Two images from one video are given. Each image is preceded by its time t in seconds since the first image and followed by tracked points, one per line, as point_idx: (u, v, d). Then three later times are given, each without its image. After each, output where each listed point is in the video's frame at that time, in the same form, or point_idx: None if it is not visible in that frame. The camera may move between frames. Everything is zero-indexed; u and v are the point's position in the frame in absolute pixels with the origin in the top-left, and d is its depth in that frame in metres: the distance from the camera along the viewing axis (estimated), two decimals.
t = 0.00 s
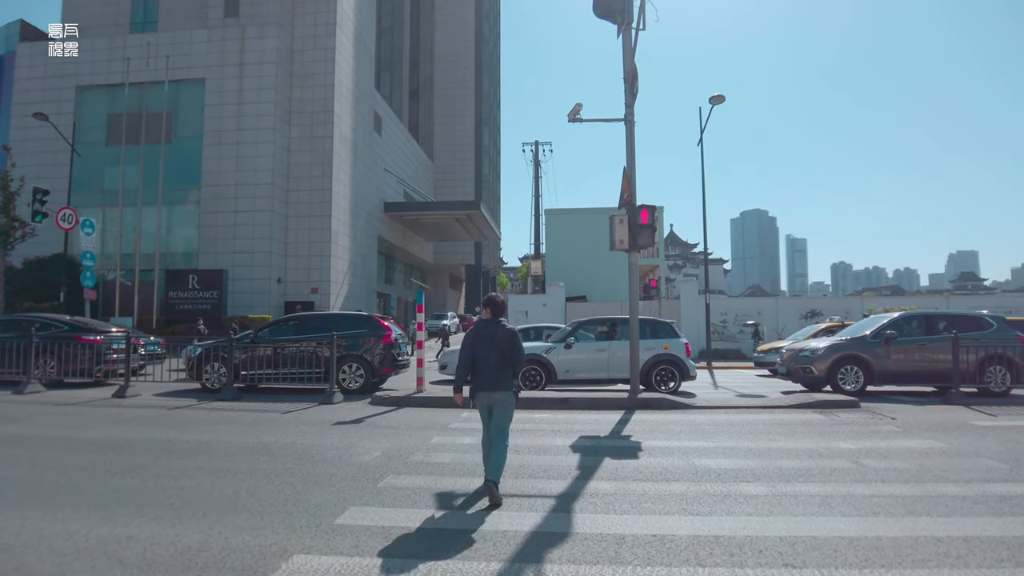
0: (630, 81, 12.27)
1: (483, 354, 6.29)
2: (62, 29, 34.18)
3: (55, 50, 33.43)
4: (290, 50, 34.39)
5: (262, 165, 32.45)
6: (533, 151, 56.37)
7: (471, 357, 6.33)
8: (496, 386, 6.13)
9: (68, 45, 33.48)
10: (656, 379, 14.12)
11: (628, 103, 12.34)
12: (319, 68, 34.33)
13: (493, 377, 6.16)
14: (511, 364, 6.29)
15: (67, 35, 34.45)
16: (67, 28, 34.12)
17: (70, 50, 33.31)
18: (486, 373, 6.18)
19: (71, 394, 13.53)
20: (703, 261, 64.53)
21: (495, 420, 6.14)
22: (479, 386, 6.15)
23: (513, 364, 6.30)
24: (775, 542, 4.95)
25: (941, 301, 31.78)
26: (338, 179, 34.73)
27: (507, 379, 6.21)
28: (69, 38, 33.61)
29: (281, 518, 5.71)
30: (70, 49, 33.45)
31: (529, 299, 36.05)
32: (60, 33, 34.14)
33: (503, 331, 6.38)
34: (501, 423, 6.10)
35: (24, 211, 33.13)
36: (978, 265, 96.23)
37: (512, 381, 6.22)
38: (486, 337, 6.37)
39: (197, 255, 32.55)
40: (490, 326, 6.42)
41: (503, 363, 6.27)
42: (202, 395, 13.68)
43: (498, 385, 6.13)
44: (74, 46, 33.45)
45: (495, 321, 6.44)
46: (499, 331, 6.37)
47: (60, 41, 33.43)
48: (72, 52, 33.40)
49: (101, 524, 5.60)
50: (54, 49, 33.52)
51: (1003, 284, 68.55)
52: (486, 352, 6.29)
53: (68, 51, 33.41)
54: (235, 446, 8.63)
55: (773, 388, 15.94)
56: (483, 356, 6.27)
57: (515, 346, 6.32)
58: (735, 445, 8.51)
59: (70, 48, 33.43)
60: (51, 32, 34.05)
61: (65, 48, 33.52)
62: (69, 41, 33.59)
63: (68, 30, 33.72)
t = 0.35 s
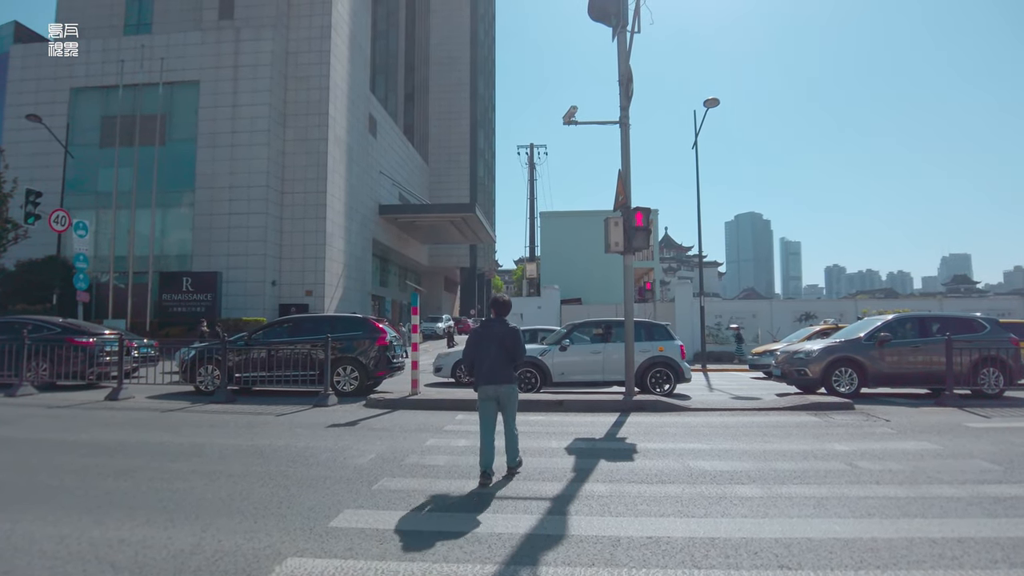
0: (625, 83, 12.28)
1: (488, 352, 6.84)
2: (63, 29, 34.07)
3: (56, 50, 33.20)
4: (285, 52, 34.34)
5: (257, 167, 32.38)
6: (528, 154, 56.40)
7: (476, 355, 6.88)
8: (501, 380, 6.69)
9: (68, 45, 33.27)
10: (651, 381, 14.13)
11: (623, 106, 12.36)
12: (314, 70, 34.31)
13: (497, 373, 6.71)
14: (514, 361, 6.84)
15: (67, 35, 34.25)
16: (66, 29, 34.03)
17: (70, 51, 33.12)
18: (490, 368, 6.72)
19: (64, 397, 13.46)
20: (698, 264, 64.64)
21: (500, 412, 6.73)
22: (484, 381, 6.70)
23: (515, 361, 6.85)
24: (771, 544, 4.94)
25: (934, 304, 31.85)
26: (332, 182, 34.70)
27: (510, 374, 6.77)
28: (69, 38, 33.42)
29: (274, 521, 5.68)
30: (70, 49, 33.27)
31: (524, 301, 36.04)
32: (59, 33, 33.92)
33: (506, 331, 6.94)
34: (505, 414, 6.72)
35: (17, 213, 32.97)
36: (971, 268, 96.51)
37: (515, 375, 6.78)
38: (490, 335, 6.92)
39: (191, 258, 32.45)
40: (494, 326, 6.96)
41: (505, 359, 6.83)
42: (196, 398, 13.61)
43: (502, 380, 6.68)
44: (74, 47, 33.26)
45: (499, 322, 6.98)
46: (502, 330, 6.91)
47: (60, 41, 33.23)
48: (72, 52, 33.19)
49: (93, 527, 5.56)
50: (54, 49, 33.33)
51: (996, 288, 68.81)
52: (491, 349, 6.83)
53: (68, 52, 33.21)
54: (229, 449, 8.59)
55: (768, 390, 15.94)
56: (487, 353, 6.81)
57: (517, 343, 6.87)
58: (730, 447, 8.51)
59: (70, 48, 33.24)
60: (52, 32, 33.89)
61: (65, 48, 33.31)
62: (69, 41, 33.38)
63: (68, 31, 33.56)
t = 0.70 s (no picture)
0: (620, 83, 12.30)
1: (500, 349, 7.34)
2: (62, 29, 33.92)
3: (55, 50, 33.03)
4: (279, 52, 34.28)
5: (251, 167, 32.30)
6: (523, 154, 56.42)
7: (489, 352, 7.39)
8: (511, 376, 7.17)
9: (68, 45, 33.13)
10: (646, 380, 14.14)
11: (618, 106, 12.38)
12: (308, 70, 34.26)
13: (507, 369, 7.19)
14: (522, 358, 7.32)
15: (66, 34, 34.01)
16: (66, 28, 33.90)
17: (70, 50, 32.96)
18: (501, 364, 7.22)
19: (56, 396, 13.39)
20: (692, 264, 64.76)
21: (508, 405, 7.18)
22: (495, 375, 7.17)
23: (524, 359, 7.33)
24: (765, 542, 4.96)
25: (927, 304, 31.98)
26: (327, 182, 34.67)
27: (520, 370, 7.24)
28: (69, 38, 33.24)
29: (269, 519, 5.67)
30: (70, 49, 33.12)
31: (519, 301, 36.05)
32: (59, 33, 33.73)
33: (518, 330, 7.44)
34: (513, 408, 7.17)
35: (10, 213, 32.80)
36: (964, 269, 96.92)
37: (524, 372, 7.26)
38: (502, 334, 7.42)
39: (185, 257, 32.34)
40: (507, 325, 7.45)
41: (516, 356, 7.33)
42: (190, 397, 13.56)
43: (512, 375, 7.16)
44: (74, 46, 33.09)
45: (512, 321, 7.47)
46: (515, 330, 7.41)
47: (60, 41, 33.07)
48: (72, 52, 33.05)
49: (87, 526, 5.55)
50: (54, 49, 33.14)
51: (989, 288, 69.18)
52: (503, 346, 7.32)
53: (68, 51, 33.06)
54: (223, 448, 8.58)
55: (762, 389, 15.94)
56: (499, 350, 7.31)
57: (527, 342, 7.37)
58: (724, 446, 8.53)
59: (70, 48, 33.07)
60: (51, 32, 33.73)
61: (65, 48, 33.16)
62: (69, 41, 33.21)
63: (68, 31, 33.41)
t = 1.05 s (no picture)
0: (615, 84, 12.32)
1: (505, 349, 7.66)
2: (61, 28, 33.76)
3: (55, 50, 32.85)
4: (275, 52, 34.22)
5: (246, 166, 32.23)
6: (518, 155, 56.43)
7: (495, 352, 7.73)
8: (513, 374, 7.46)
9: (68, 45, 32.96)
10: (641, 381, 14.17)
11: (613, 107, 12.39)
12: (303, 70, 34.22)
13: (511, 368, 7.51)
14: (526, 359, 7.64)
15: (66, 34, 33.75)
16: (65, 28, 33.76)
17: (70, 50, 32.78)
18: (505, 363, 7.54)
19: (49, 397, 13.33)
20: (687, 265, 64.85)
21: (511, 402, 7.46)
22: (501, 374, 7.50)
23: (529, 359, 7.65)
24: (759, 541, 4.98)
25: (920, 305, 32.15)
26: (322, 182, 34.62)
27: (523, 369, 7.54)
28: (70, 37, 33.06)
29: (263, 521, 5.67)
30: (71, 49, 32.96)
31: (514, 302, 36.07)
32: (59, 33, 33.55)
33: (523, 332, 7.76)
34: (514, 405, 7.44)
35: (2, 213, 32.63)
36: (957, 269, 97.42)
37: (526, 372, 7.55)
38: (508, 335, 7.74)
39: (180, 258, 32.27)
40: (512, 326, 7.76)
41: (520, 356, 7.64)
42: (184, 398, 13.52)
43: (514, 374, 7.46)
44: (74, 46, 32.91)
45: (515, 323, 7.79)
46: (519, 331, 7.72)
47: (60, 41, 32.90)
48: (72, 52, 32.86)
49: (81, 527, 5.54)
50: (53, 49, 32.95)
51: (981, 288, 69.67)
52: (508, 346, 7.64)
53: (68, 51, 32.88)
54: (217, 449, 8.56)
55: (756, 389, 15.97)
56: (505, 350, 7.62)
57: (531, 344, 7.68)
58: (718, 446, 8.55)
59: (70, 48, 32.91)
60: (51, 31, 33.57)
61: (65, 48, 33.00)
62: (69, 40, 33.03)
63: (68, 31, 33.28)
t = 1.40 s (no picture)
0: (609, 85, 12.34)
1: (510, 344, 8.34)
2: (62, 27, 33.39)
3: (55, 50, 32.63)
4: (269, 51, 34.14)
5: (241, 166, 32.19)
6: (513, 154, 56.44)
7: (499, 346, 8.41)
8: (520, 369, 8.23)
9: (68, 45, 32.74)
10: (635, 381, 14.18)
11: (608, 107, 12.41)
12: (298, 70, 34.14)
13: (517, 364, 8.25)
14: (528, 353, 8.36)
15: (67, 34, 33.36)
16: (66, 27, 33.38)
17: (70, 51, 32.60)
18: (511, 359, 8.27)
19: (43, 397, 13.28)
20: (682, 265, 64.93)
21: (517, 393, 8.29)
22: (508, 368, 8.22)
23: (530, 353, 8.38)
24: (753, 541, 4.99)
25: (913, 305, 32.27)
26: (317, 182, 34.57)
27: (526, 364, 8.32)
28: (70, 37, 32.81)
29: (259, 521, 5.66)
30: (71, 49, 32.74)
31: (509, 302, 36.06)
32: (59, 33, 33.28)
33: (526, 330, 8.49)
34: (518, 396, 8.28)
35: None
36: (950, 269, 97.80)
37: (531, 366, 8.35)
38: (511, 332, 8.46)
39: (173, 258, 32.17)
40: (516, 325, 8.50)
41: (524, 352, 8.36)
42: (178, 398, 13.48)
43: (521, 368, 8.21)
44: (74, 46, 32.73)
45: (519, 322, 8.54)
46: (523, 329, 8.44)
47: (60, 41, 32.66)
48: (72, 52, 32.69)
49: (75, 528, 5.52)
50: (54, 49, 32.74)
51: (974, 288, 69.96)
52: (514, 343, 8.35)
53: (68, 52, 32.67)
54: (212, 449, 8.54)
55: (751, 389, 16.01)
56: (510, 347, 8.30)
57: (534, 340, 8.44)
58: (713, 445, 8.57)
59: (70, 48, 32.70)
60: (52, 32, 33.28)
61: (64, 48, 32.76)
62: (69, 41, 32.75)
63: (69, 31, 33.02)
